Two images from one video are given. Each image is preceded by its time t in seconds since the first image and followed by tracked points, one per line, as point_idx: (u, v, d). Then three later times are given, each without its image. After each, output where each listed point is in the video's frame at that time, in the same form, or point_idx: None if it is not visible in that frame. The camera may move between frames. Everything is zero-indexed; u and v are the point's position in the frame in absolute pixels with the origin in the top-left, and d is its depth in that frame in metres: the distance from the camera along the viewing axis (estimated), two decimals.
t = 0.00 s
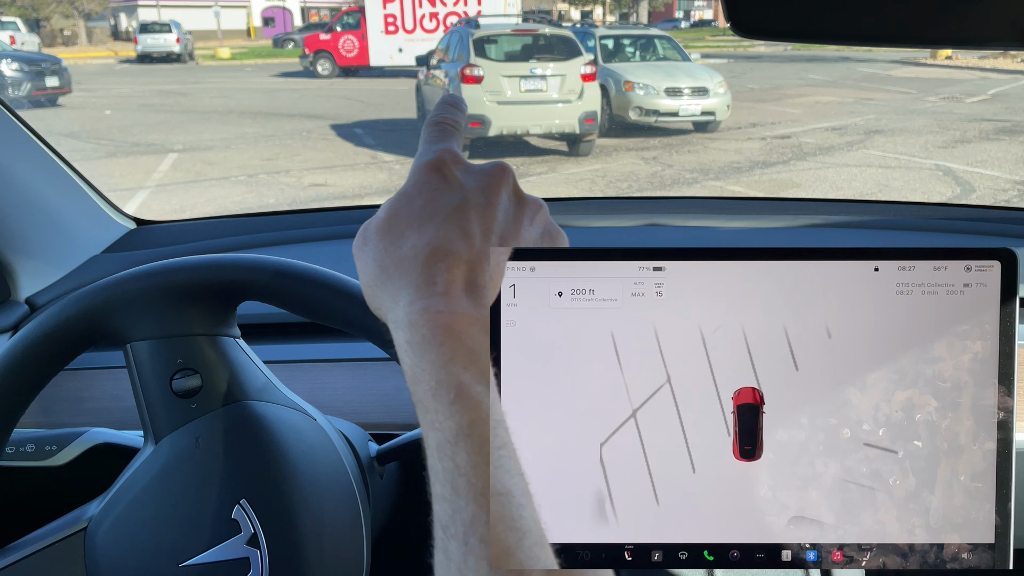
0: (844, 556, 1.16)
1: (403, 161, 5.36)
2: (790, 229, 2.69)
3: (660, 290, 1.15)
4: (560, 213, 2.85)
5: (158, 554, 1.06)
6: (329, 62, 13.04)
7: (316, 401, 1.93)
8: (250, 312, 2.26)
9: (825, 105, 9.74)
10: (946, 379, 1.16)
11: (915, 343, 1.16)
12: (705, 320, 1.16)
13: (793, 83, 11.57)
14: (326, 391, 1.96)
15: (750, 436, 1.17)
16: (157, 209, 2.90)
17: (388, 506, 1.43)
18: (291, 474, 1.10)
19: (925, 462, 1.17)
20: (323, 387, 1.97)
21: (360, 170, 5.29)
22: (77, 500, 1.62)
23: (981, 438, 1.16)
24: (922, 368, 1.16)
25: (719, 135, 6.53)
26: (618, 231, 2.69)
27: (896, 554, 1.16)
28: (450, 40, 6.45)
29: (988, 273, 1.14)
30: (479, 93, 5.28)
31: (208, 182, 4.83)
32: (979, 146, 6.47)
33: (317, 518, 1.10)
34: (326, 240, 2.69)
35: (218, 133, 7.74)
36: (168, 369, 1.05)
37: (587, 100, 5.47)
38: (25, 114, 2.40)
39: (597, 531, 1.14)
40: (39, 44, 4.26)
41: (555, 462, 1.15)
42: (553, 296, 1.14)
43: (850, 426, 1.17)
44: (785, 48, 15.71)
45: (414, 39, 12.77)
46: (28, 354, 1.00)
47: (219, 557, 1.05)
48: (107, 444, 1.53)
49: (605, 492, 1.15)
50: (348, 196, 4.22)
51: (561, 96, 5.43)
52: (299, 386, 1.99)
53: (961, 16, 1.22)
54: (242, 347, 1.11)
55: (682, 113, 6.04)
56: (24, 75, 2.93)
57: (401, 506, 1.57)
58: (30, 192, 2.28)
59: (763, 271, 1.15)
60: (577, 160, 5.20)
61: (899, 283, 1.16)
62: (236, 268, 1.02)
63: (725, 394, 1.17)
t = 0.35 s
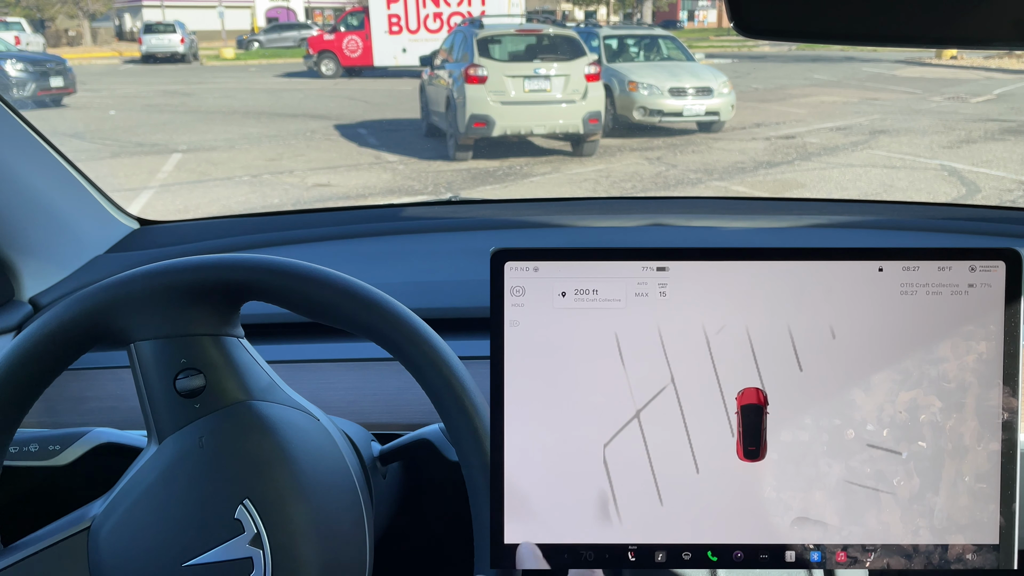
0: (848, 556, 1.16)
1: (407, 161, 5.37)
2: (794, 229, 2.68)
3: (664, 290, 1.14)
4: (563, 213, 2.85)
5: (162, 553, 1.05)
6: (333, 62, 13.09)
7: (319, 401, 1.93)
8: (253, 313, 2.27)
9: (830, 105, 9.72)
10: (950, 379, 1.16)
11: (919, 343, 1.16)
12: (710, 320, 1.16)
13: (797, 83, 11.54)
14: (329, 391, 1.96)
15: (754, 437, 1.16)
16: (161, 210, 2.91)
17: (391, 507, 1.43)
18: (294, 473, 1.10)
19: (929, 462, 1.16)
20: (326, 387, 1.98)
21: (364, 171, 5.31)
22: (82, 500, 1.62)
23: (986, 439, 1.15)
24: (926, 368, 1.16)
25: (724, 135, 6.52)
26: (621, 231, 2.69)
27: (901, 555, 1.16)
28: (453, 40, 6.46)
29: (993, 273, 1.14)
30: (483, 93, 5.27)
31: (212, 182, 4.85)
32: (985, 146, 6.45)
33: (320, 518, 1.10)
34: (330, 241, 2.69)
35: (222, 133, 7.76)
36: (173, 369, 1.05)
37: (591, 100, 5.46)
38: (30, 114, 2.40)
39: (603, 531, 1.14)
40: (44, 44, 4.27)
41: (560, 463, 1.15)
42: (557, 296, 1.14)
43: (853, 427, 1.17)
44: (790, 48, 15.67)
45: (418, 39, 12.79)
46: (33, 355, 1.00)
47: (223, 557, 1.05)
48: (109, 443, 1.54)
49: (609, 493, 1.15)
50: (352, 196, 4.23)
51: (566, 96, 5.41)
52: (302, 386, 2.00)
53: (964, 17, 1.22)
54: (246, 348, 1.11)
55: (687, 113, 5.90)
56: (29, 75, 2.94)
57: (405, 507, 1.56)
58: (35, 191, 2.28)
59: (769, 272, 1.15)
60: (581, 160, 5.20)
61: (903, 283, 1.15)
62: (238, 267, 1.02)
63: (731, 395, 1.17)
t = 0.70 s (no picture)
0: (852, 557, 1.15)
1: (410, 162, 5.39)
2: (796, 229, 2.69)
3: (668, 290, 1.14)
4: (566, 213, 2.86)
5: (165, 552, 1.05)
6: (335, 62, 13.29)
7: (321, 400, 1.93)
8: (256, 313, 2.27)
9: (833, 105, 9.72)
10: (954, 381, 1.15)
11: (923, 344, 1.16)
12: (713, 321, 1.16)
13: (800, 83, 11.55)
14: (332, 391, 1.97)
15: (758, 437, 1.16)
16: (163, 210, 2.91)
17: (394, 506, 1.43)
18: (297, 473, 1.10)
19: (933, 464, 1.16)
20: (329, 387, 1.98)
21: (367, 170, 5.32)
22: (85, 500, 1.63)
23: (990, 440, 1.15)
24: (931, 368, 1.16)
25: (726, 135, 6.52)
26: (624, 231, 2.69)
27: (904, 555, 1.15)
28: (456, 41, 6.47)
29: (997, 274, 1.14)
30: (485, 93, 5.27)
31: (215, 182, 4.86)
32: (988, 146, 6.45)
33: (323, 517, 1.10)
34: (334, 241, 2.69)
35: (225, 134, 7.78)
36: (178, 368, 1.05)
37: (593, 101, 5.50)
38: (33, 114, 2.40)
39: (606, 532, 1.14)
40: (48, 45, 4.29)
41: (563, 464, 1.14)
42: (561, 297, 1.14)
43: (857, 427, 1.17)
44: (793, 47, 15.67)
45: (420, 39, 12.80)
46: (38, 354, 1.00)
47: (226, 557, 1.06)
48: (112, 443, 1.54)
49: (612, 493, 1.14)
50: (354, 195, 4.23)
51: (568, 96, 5.45)
52: (305, 386, 2.00)
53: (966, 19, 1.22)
54: (251, 347, 1.11)
55: (689, 113, 5.91)
56: (33, 76, 2.94)
57: (409, 507, 1.56)
58: (39, 191, 2.29)
59: (774, 273, 1.15)
60: (583, 160, 5.21)
61: (908, 284, 1.15)
62: (245, 267, 1.02)
63: (734, 396, 1.17)
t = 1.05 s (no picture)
0: (853, 557, 1.15)
1: (410, 162, 5.39)
2: (796, 228, 2.69)
3: (668, 290, 1.14)
4: (566, 212, 2.86)
5: (166, 552, 1.05)
6: (335, 63, 13.31)
7: (321, 399, 1.93)
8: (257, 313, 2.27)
9: (833, 105, 9.73)
10: (954, 381, 1.15)
11: (924, 345, 1.16)
12: (713, 321, 1.16)
13: (800, 83, 11.55)
14: (333, 390, 1.97)
15: (758, 438, 1.16)
16: (163, 210, 2.91)
17: (395, 506, 1.42)
18: (298, 473, 1.10)
19: (933, 463, 1.16)
20: (329, 387, 1.98)
21: (367, 170, 5.32)
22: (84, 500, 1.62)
23: (990, 440, 1.15)
24: (931, 368, 1.16)
25: (726, 135, 6.53)
26: (624, 231, 2.69)
27: (904, 555, 1.15)
28: (456, 41, 6.48)
29: (997, 274, 1.14)
30: (484, 93, 5.28)
31: (216, 182, 4.86)
32: (988, 146, 6.45)
33: (324, 517, 1.10)
34: (334, 241, 2.69)
35: (225, 134, 7.79)
36: (179, 368, 1.05)
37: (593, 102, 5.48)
38: (34, 114, 2.41)
39: (606, 533, 1.14)
40: (48, 45, 4.29)
41: (563, 465, 1.14)
42: (561, 297, 1.14)
43: (858, 427, 1.17)
44: (793, 48, 15.67)
45: (420, 39, 12.81)
46: (38, 354, 1.00)
47: (227, 557, 1.06)
48: (113, 442, 1.54)
49: (613, 493, 1.14)
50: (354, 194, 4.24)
51: (568, 96, 5.45)
52: (305, 386, 2.00)
53: (968, 16, 1.22)
54: (251, 346, 1.11)
55: (689, 113, 5.91)
56: (33, 77, 2.94)
57: (410, 507, 1.56)
58: (39, 191, 2.28)
59: (775, 274, 1.15)
60: (583, 160, 5.21)
61: (908, 284, 1.15)
62: (245, 267, 1.02)
63: (735, 396, 1.17)
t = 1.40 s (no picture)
0: (852, 557, 1.15)
1: (410, 162, 5.40)
2: (796, 228, 2.69)
3: (668, 290, 1.14)
4: (566, 212, 2.86)
5: (166, 552, 1.05)
6: (336, 63, 13.32)
7: (320, 399, 1.93)
8: (257, 313, 2.27)
9: (833, 105, 9.73)
10: (955, 381, 1.15)
11: (924, 346, 1.16)
12: (713, 321, 1.16)
13: (800, 83, 11.56)
14: (333, 391, 1.97)
15: (757, 438, 1.16)
16: (163, 210, 2.92)
17: (395, 505, 1.43)
18: (297, 473, 1.10)
19: (933, 464, 1.16)
20: (329, 386, 1.98)
21: (367, 170, 5.32)
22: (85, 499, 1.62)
23: (990, 440, 1.15)
24: (931, 368, 1.16)
25: (726, 135, 6.53)
26: (623, 231, 2.69)
27: (904, 556, 1.15)
28: (456, 41, 6.48)
29: (997, 274, 1.14)
30: (484, 93, 5.29)
31: (216, 182, 4.86)
32: (988, 146, 6.46)
33: (324, 517, 1.10)
34: (334, 241, 2.70)
35: (225, 134, 7.79)
36: (180, 368, 1.05)
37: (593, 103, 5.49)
38: (34, 114, 2.41)
39: (606, 534, 1.14)
40: (48, 45, 4.30)
41: (563, 465, 1.14)
42: (561, 297, 1.14)
43: (858, 428, 1.17)
44: (793, 48, 15.68)
45: (420, 39, 12.82)
46: (39, 355, 1.00)
47: (227, 557, 1.06)
48: (112, 442, 1.54)
49: (612, 493, 1.14)
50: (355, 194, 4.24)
51: (568, 97, 5.45)
52: (305, 386, 2.00)
53: (968, 16, 1.22)
54: (251, 346, 1.11)
55: (689, 113, 5.91)
56: (33, 77, 2.94)
57: (410, 507, 1.56)
58: (39, 191, 2.28)
59: (774, 274, 1.15)
60: (583, 160, 5.20)
61: (908, 284, 1.15)
62: (246, 267, 1.02)
63: (734, 395, 1.17)
